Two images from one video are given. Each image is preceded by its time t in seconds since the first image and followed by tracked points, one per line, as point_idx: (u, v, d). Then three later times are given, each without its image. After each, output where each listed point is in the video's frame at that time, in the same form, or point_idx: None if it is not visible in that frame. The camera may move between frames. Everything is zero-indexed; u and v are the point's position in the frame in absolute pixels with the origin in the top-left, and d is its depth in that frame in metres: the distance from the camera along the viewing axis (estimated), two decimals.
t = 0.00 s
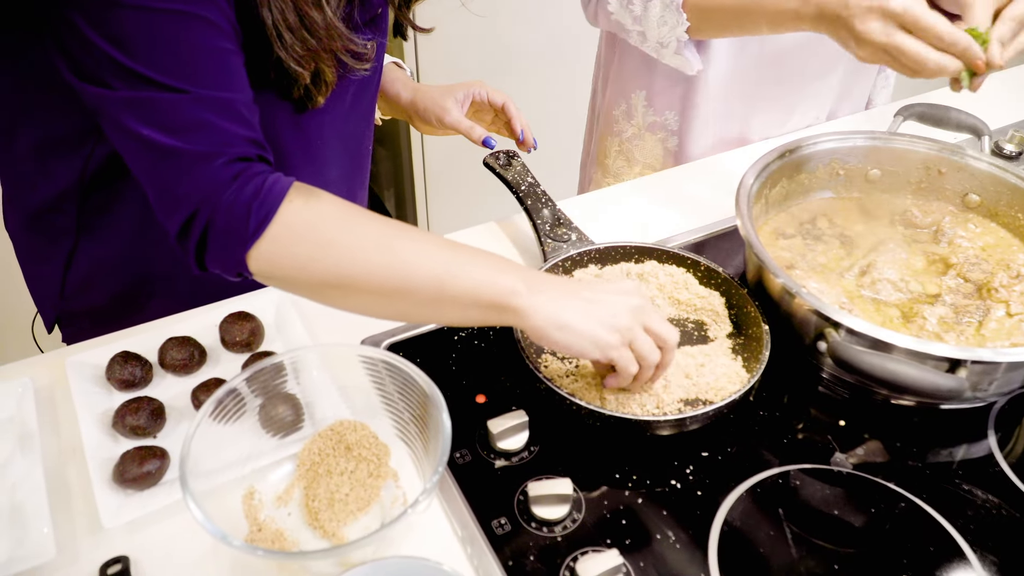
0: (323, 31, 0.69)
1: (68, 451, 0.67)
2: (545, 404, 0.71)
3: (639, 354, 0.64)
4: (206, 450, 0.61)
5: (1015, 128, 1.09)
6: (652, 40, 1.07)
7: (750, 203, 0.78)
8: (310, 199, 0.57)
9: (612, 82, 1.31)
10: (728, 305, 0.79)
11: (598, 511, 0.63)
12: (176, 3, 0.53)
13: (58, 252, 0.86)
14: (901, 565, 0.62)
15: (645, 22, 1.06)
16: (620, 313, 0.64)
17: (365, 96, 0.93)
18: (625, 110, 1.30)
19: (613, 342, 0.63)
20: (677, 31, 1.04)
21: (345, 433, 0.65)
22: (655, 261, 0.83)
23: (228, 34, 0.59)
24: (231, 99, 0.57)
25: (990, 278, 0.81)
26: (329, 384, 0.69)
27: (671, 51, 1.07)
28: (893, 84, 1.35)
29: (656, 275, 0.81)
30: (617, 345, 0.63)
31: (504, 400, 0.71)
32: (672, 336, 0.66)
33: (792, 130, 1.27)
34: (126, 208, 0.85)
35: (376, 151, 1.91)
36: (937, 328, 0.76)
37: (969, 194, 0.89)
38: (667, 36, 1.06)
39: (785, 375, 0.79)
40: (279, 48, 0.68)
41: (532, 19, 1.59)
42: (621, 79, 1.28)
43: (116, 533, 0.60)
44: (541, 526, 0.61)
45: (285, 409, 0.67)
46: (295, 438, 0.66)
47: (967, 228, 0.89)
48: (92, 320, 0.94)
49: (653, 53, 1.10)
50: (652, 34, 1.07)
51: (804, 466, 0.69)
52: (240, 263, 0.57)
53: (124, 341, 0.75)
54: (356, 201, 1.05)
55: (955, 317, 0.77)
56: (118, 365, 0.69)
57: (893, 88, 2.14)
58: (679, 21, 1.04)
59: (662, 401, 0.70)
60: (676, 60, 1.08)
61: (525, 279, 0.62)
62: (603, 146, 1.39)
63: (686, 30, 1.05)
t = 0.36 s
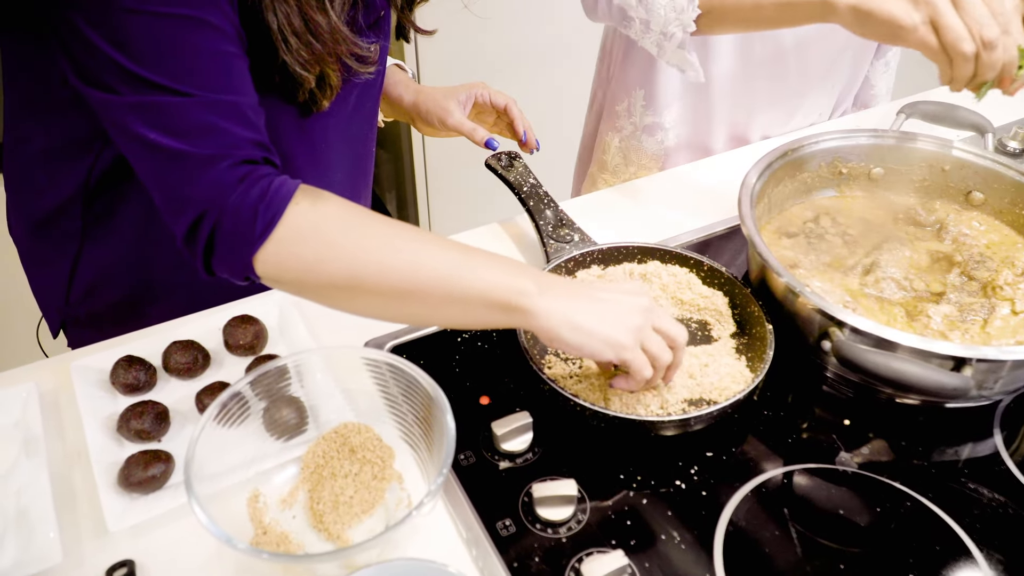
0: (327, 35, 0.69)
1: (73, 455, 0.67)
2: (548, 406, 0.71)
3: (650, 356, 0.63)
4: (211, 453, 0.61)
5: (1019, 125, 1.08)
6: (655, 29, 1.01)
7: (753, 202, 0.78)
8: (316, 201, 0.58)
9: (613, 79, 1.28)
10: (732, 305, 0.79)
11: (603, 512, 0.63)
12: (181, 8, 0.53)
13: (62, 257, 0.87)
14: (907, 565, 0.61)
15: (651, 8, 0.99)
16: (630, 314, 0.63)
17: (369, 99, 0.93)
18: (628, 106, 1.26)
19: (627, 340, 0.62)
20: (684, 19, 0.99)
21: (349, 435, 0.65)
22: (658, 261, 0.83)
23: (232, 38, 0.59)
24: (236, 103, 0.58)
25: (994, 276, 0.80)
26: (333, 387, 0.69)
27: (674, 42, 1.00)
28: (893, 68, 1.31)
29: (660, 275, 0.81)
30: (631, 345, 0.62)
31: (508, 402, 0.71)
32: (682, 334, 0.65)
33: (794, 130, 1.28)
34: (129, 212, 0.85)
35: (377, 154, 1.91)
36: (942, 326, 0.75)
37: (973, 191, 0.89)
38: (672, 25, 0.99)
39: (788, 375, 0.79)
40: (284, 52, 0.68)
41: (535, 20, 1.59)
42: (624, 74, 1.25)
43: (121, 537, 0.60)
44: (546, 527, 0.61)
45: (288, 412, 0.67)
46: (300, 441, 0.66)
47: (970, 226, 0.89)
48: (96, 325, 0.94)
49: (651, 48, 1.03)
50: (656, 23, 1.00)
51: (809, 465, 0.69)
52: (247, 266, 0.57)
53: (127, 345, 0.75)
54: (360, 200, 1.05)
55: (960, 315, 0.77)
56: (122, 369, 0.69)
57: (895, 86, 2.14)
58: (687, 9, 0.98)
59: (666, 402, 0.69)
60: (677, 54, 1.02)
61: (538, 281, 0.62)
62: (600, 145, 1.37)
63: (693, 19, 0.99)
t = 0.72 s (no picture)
0: (326, 38, 0.69)
1: (72, 460, 0.67)
2: (547, 407, 0.71)
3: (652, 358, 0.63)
4: (209, 457, 0.61)
5: (1017, 122, 1.08)
6: (655, 29, 1.02)
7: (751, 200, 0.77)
8: (313, 204, 0.58)
9: (615, 76, 1.28)
10: (731, 304, 0.79)
11: (602, 512, 0.63)
12: (174, 11, 0.53)
13: (61, 263, 0.87)
14: (907, 563, 0.61)
15: (651, 8, 1.00)
16: (629, 316, 0.63)
17: (368, 101, 0.93)
18: (631, 105, 1.27)
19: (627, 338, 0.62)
20: (684, 20, 1.00)
21: (348, 438, 0.65)
22: (657, 261, 0.83)
23: (228, 42, 0.59)
24: (233, 106, 0.58)
25: (993, 273, 0.80)
26: (332, 390, 0.69)
27: (675, 41, 1.01)
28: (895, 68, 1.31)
29: (659, 275, 0.81)
30: (631, 346, 0.62)
31: (507, 403, 0.71)
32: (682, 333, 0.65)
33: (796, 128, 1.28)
34: (127, 217, 0.85)
35: (377, 156, 1.91)
36: (941, 323, 0.76)
37: (972, 188, 0.89)
38: (672, 24, 1.00)
39: (789, 374, 0.79)
40: (282, 56, 0.68)
41: (534, 23, 1.60)
42: (627, 70, 1.24)
43: (119, 542, 0.60)
44: (545, 528, 0.61)
45: (287, 415, 0.67)
46: (298, 444, 0.66)
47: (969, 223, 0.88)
48: (95, 330, 0.94)
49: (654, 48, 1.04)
50: (657, 23, 1.01)
51: (808, 463, 0.69)
52: (245, 270, 0.57)
53: (126, 349, 0.75)
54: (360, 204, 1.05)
55: (958, 312, 0.77)
56: (121, 374, 0.69)
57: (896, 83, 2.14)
58: (687, 9, 0.99)
59: (665, 402, 0.69)
60: (678, 53, 1.03)
61: (537, 281, 0.62)
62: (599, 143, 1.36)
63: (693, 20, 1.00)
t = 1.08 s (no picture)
0: (313, 46, 0.69)
1: (65, 466, 0.67)
2: (535, 406, 0.72)
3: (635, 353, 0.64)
4: (201, 461, 0.62)
5: (1002, 118, 1.11)
6: (636, 29, 1.04)
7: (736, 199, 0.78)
8: (299, 212, 0.58)
9: (609, 72, 1.29)
10: (717, 302, 0.79)
11: (589, 509, 0.64)
12: (162, 23, 0.54)
13: (54, 271, 0.87)
14: (892, 556, 0.62)
15: (631, 9, 1.02)
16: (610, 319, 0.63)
17: (358, 107, 0.93)
18: (623, 100, 1.28)
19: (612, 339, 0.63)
20: (661, 20, 1.02)
21: (338, 440, 0.66)
22: (644, 260, 0.84)
23: (214, 52, 0.60)
24: (218, 115, 0.59)
25: (975, 268, 0.82)
26: (322, 392, 0.69)
27: (655, 40, 1.04)
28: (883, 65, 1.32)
29: (646, 275, 0.82)
30: (614, 344, 0.63)
31: (497, 403, 0.72)
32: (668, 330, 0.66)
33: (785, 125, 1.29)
34: (119, 225, 0.85)
35: (372, 160, 1.92)
36: (925, 318, 0.76)
37: (955, 184, 0.89)
38: (652, 24, 1.03)
39: (775, 371, 0.80)
40: (271, 64, 0.69)
41: (526, 27, 1.60)
42: (622, 66, 1.24)
43: (113, 547, 0.61)
44: (534, 526, 0.62)
45: (277, 419, 0.67)
46: (289, 447, 0.66)
47: (952, 219, 0.89)
48: (89, 338, 0.95)
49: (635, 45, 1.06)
50: (638, 22, 1.03)
51: (794, 458, 0.70)
52: (229, 278, 0.58)
53: (118, 356, 0.75)
54: (351, 212, 1.05)
55: (942, 307, 0.78)
56: (112, 381, 0.70)
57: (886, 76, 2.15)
58: (664, 8, 1.01)
59: (653, 401, 0.70)
60: (658, 52, 1.05)
61: (522, 278, 0.62)
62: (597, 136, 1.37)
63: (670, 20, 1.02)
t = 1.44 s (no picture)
0: (272, 67, 0.71)
1: (30, 488, 0.68)
2: (499, 413, 0.73)
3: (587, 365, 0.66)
4: (164, 478, 0.63)
5: (955, 118, 1.15)
6: (595, 29, 1.05)
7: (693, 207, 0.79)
8: (256, 231, 0.60)
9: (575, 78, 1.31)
10: (676, 305, 0.81)
11: (551, 513, 0.65)
12: (119, 49, 0.55)
13: (20, 293, 0.88)
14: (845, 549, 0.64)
15: (591, 9, 1.04)
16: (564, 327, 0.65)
17: (320, 123, 0.94)
18: (587, 105, 1.30)
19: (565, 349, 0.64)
20: (621, 20, 1.03)
21: (302, 452, 0.67)
22: (606, 267, 0.85)
23: (172, 76, 0.61)
24: (178, 138, 0.60)
25: (927, 265, 0.84)
26: (286, 405, 0.70)
27: (613, 41, 1.05)
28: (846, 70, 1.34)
29: (607, 281, 0.83)
30: (569, 354, 0.64)
31: (461, 412, 0.73)
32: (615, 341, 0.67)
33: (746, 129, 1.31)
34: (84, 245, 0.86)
35: (349, 173, 1.93)
36: (878, 316, 0.78)
37: (908, 184, 0.92)
38: (611, 24, 1.04)
39: (735, 371, 0.81)
40: (229, 85, 0.70)
41: (495, 40, 1.63)
42: (588, 71, 1.26)
43: (79, 566, 0.62)
44: (496, 531, 0.63)
45: (242, 433, 0.68)
46: (253, 461, 0.66)
47: (906, 217, 0.92)
48: (58, 359, 0.95)
49: (593, 48, 1.07)
50: (597, 23, 1.04)
51: (752, 457, 0.72)
52: (191, 298, 0.59)
53: (84, 376, 0.76)
54: (318, 230, 1.06)
55: (895, 304, 0.80)
56: (77, 401, 0.70)
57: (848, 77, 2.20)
58: (625, 8, 1.03)
59: (615, 405, 0.71)
60: (616, 52, 1.06)
61: (478, 294, 0.64)
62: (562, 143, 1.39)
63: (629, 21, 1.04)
